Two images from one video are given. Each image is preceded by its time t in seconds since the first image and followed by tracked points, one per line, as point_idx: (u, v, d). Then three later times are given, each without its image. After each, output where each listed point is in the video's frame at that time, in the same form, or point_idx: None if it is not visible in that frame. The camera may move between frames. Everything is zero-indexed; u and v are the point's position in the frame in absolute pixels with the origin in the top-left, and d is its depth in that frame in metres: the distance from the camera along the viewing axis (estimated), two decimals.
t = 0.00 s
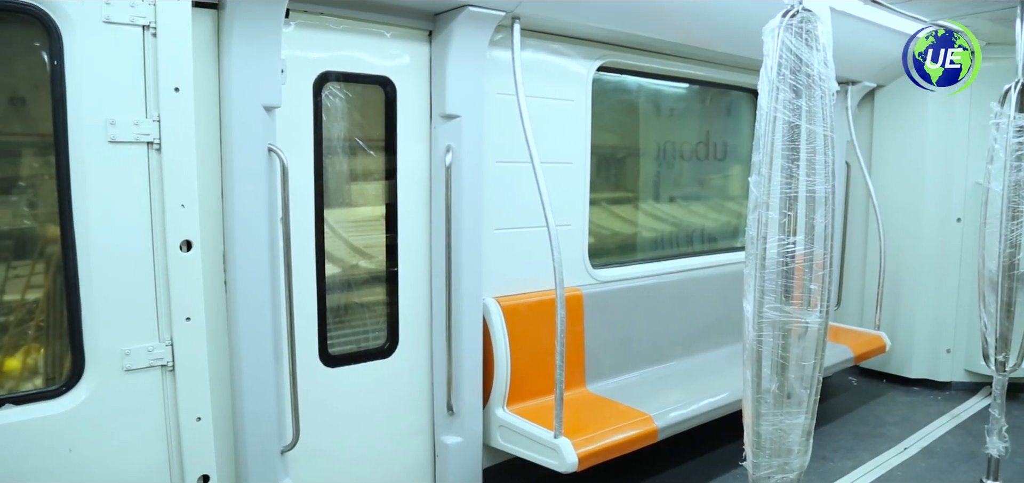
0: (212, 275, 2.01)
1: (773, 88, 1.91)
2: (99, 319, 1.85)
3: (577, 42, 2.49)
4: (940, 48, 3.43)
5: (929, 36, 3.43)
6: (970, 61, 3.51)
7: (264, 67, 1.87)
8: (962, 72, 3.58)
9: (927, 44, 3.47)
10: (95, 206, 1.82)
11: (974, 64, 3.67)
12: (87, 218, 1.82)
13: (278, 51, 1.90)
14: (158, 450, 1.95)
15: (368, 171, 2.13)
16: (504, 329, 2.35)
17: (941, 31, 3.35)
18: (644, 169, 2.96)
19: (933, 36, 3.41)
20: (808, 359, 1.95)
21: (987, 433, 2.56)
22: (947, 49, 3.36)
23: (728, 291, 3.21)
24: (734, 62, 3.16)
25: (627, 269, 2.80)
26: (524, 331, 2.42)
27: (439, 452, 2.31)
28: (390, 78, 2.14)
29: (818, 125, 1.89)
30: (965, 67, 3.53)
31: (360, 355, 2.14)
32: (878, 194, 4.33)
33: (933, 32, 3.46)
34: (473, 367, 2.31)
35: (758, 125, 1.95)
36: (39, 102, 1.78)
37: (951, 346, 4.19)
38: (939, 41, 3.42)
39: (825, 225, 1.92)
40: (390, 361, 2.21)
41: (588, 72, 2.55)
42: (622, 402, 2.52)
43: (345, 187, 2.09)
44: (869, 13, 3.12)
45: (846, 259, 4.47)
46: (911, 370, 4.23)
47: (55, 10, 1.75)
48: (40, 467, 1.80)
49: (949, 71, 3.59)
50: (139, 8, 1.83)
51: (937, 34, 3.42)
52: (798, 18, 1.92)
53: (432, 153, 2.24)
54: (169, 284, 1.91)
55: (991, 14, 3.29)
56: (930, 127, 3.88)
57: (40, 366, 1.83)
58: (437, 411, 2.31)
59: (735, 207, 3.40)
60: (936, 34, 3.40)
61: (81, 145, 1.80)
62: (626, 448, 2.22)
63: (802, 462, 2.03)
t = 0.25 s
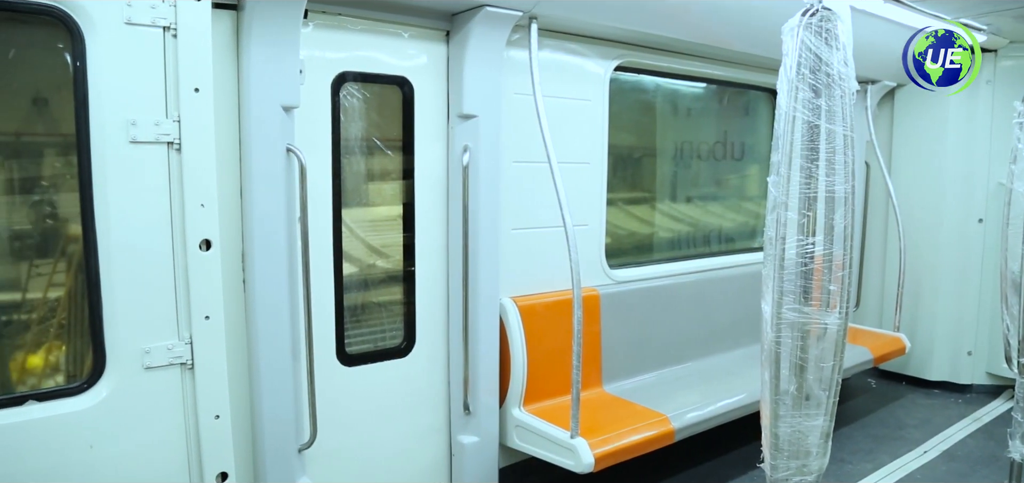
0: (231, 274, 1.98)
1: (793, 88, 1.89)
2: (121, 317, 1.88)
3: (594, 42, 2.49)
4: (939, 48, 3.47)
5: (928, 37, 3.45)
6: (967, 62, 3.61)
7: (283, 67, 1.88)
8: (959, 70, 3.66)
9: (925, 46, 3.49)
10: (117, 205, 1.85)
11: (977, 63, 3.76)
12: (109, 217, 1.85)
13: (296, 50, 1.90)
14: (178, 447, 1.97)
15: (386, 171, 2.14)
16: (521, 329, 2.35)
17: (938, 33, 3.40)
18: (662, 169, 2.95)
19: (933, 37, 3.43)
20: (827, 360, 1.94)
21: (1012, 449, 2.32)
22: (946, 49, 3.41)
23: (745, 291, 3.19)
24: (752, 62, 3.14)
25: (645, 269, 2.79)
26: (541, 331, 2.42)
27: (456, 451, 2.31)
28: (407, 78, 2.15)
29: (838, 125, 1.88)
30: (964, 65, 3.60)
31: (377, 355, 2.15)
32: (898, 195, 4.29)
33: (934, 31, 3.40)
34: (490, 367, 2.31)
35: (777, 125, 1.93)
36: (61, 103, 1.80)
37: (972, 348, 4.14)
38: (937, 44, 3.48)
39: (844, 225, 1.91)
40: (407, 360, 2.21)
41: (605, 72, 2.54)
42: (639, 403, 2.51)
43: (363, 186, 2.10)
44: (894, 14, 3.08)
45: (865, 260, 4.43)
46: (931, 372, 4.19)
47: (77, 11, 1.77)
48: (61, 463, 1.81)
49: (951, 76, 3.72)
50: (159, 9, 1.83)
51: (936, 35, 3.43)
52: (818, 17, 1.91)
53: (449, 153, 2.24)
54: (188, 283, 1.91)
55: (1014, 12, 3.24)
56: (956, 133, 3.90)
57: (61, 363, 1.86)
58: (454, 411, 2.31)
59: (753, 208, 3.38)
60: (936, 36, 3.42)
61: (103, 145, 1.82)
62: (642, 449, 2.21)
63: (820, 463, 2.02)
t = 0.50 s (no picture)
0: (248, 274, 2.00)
1: (810, 87, 1.88)
2: (139, 315, 1.89)
3: (610, 42, 2.48)
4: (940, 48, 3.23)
5: (928, 36, 3.27)
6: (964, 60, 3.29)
7: (300, 68, 1.89)
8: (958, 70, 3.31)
9: (927, 46, 3.27)
10: (136, 205, 1.87)
11: (976, 65, 3.53)
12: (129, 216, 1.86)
13: (313, 51, 1.91)
14: (196, 445, 1.98)
15: (402, 171, 2.14)
16: (537, 329, 2.35)
17: (941, 31, 3.21)
18: (677, 169, 2.94)
19: (932, 38, 3.26)
20: (845, 361, 1.92)
21: None
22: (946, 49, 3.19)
23: (761, 292, 3.18)
24: (769, 61, 3.13)
25: (660, 269, 2.79)
26: (557, 331, 2.41)
27: (471, 451, 2.31)
28: (424, 78, 2.15)
29: (856, 125, 1.86)
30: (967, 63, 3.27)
31: (393, 354, 2.15)
32: (916, 195, 4.25)
33: (934, 31, 3.23)
34: (505, 367, 2.31)
35: (794, 124, 1.91)
36: (80, 103, 1.82)
37: (992, 350, 4.09)
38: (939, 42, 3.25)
39: (863, 225, 1.89)
40: (423, 359, 2.22)
41: (621, 72, 2.54)
42: (655, 403, 2.50)
43: (379, 186, 2.10)
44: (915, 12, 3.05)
45: (883, 260, 4.40)
46: (950, 374, 4.15)
47: (97, 12, 1.79)
48: (81, 460, 1.83)
49: (949, 73, 3.33)
50: (178, 11, 1.86)
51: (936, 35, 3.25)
52: (836, 16, 1.89)
53: (465, 152, 2.25)
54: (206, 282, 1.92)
55: None
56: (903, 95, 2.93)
57: (81, 361, 1.87)
58: (469, 410, 2.31)
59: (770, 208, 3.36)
60: (933, 36, 3.26)
61: (122, 145, 1.84)
62: (658, 450, 2.20)
63: (837, 465, 2.01)
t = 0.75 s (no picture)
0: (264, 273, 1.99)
1: (829, 87, 1.86)
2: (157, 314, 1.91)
3: (626, 42, 2.48)
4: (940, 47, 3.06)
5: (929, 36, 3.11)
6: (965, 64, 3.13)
7: (317, 68, 1.90)
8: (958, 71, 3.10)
9: (925, 46, 3.10)
10: (154, 204, 1.88)
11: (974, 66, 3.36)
12: (147, 215, 1.88)
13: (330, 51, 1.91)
14: (213, 443, 1.99)
15: (418, 171, 2.15)
16: (552, 329, 2.35)
17: (940, 32, 3.06)
18: (693, 169, 2.93)
19: (932, 38, 3.11)
20: (863, 363, 1.91)
21: None
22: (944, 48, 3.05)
23: (778, 293, 3.16)
24: (786, 60, 3.11)
25: (676, 270, 2.78)
26: (572, 331, 2.41)
27: (486, 451, 2.31)
28: (440, 78, 2.16)
29: (875, 125, 1.84)
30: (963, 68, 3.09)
31: (408, 353, 2.16)
32: (934, 195, 4.21)
33: (933, 32, 3.09)
34: (520, 367, 2.31)
35: (812, 124, 1.90)
36: (99, 104, 1.84)
37: (1013, 352, 4.04)
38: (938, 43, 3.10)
39: (881, 226, 1.87)
40: (438, 359, 2.22)
41: (637, 72, 2.53)
42: (670, 404, 2.49)
43: (395, 186, 2.11)
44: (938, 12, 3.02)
45: (902, 262, 4.36)
46: (969, 376, 4.11)
47: (116, 13, 1.80)
48: (100, 457, 1.85)
49: (948, 74, 3.10)
50: (196, 11, 1.86)
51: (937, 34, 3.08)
52: (855, 15, 1.87)
53: (481, 152, 2.25)
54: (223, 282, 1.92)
55: None
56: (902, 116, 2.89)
57: (99, 359, 1.89)
58: (484, 410, 2.31)
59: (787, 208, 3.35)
60: (933, 36, 3.10)
61: (141, 145, 1.85)
62: (673, 451, 2.19)
63: (855, 468, 1.99)
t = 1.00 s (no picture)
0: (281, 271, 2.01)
1: (846, 86, 1.83)
2: (174, 313, 1.92)
3: (640, 41, 2.47)
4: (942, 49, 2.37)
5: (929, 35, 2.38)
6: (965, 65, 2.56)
7: (333, 68, 1.91)
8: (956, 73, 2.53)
9: (922, 48, 2.36)
10: (171, 204, 1.89)
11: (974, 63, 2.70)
12: (164, 214, 1.89)
13: (345, 51, 1.93)
14: (229, 441, 2.00)
15: (432, 171, 2.15)
16: (567, 329, 2.35)
17: (940, 30, 2.36)
18: (708, 169, 2.91)
19: (932, 38, 2.37)
20: (880, 365, 1.89)
21: None
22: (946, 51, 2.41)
23: (793, 294, 3.14)
24: (801, 59, 3.09)
25: (690, 270, 2.77)
26: (587, 331, 2.41)
27: (500, 450, 2.31)
28: (455, 78, 2.16)
29: (893, 124, 1.82)
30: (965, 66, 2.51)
31: (423, 353, 2.16)
32: (952, 195, 4.17)
33: (934, 32, 2.36)
34: (535, 367, 2.31)
35: (828, 124, 1.87)
36: (117, 103, 1.85)
37: None
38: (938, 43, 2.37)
39: (898, 226, 1.86)
40: (452, 358, 2.22)
41: (652, 71, 2.52)
42: (685, 405, 2.48)
43: (409, 186, 2.11)
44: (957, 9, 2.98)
45: (919, 262, 4.32)
46: (987, 378, 4.07)
47: (134, 14, 1.82)
48: (117, 454, 1.86)
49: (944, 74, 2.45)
50: (214, 12, 1.89)
51: (938, 33, 2.36)
52: (873, 13, 1.83)
53: (496, 152, 2.25)
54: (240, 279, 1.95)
55: None
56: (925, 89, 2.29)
57: (117, 357, 1.90)
58: (499, 410, 2.31)
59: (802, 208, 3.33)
60: (934, 36, 2.36)
61: (158, 145, 1.86)
62: (688, 452, 2.18)
63: (871, 470, 1.97)
